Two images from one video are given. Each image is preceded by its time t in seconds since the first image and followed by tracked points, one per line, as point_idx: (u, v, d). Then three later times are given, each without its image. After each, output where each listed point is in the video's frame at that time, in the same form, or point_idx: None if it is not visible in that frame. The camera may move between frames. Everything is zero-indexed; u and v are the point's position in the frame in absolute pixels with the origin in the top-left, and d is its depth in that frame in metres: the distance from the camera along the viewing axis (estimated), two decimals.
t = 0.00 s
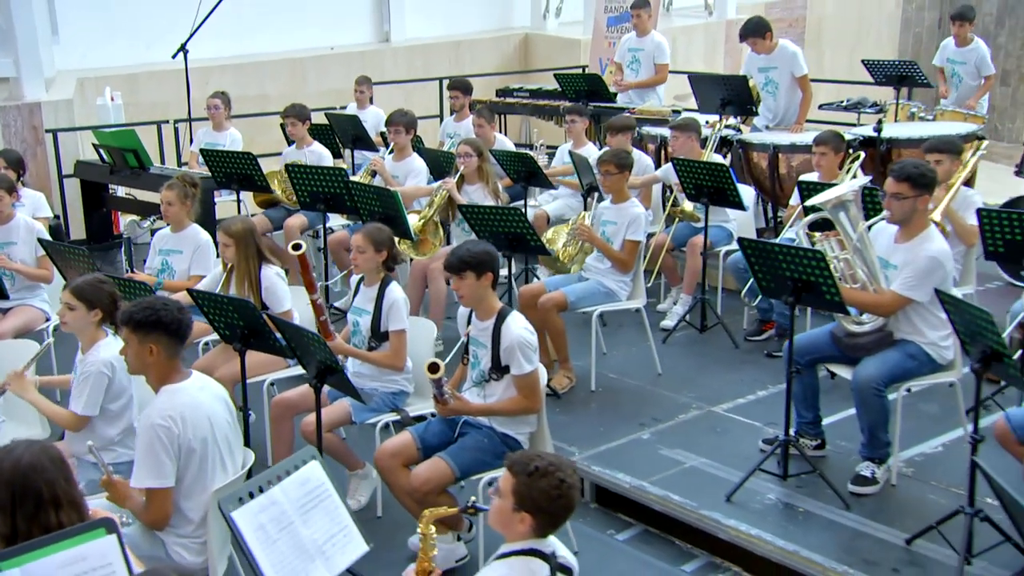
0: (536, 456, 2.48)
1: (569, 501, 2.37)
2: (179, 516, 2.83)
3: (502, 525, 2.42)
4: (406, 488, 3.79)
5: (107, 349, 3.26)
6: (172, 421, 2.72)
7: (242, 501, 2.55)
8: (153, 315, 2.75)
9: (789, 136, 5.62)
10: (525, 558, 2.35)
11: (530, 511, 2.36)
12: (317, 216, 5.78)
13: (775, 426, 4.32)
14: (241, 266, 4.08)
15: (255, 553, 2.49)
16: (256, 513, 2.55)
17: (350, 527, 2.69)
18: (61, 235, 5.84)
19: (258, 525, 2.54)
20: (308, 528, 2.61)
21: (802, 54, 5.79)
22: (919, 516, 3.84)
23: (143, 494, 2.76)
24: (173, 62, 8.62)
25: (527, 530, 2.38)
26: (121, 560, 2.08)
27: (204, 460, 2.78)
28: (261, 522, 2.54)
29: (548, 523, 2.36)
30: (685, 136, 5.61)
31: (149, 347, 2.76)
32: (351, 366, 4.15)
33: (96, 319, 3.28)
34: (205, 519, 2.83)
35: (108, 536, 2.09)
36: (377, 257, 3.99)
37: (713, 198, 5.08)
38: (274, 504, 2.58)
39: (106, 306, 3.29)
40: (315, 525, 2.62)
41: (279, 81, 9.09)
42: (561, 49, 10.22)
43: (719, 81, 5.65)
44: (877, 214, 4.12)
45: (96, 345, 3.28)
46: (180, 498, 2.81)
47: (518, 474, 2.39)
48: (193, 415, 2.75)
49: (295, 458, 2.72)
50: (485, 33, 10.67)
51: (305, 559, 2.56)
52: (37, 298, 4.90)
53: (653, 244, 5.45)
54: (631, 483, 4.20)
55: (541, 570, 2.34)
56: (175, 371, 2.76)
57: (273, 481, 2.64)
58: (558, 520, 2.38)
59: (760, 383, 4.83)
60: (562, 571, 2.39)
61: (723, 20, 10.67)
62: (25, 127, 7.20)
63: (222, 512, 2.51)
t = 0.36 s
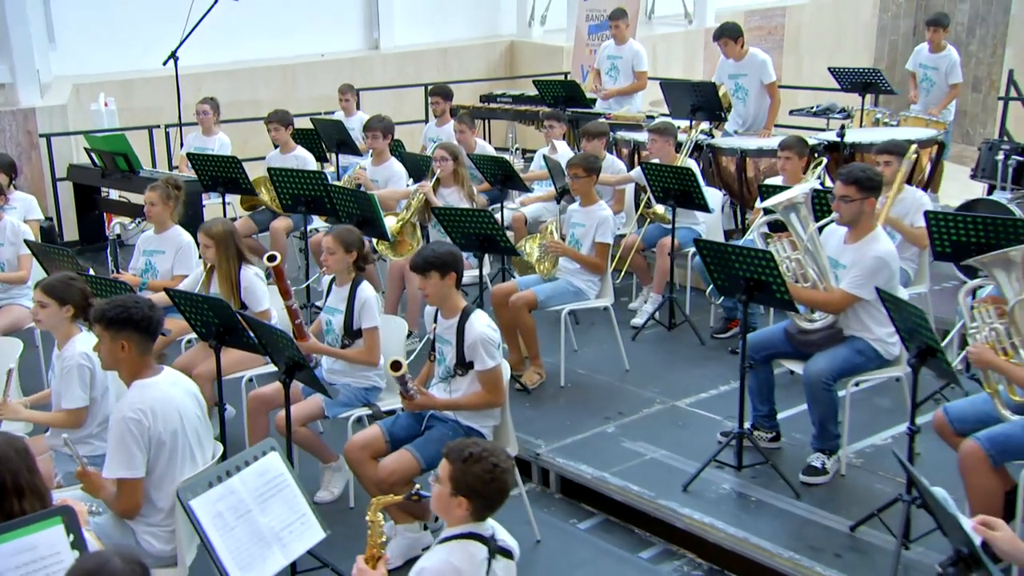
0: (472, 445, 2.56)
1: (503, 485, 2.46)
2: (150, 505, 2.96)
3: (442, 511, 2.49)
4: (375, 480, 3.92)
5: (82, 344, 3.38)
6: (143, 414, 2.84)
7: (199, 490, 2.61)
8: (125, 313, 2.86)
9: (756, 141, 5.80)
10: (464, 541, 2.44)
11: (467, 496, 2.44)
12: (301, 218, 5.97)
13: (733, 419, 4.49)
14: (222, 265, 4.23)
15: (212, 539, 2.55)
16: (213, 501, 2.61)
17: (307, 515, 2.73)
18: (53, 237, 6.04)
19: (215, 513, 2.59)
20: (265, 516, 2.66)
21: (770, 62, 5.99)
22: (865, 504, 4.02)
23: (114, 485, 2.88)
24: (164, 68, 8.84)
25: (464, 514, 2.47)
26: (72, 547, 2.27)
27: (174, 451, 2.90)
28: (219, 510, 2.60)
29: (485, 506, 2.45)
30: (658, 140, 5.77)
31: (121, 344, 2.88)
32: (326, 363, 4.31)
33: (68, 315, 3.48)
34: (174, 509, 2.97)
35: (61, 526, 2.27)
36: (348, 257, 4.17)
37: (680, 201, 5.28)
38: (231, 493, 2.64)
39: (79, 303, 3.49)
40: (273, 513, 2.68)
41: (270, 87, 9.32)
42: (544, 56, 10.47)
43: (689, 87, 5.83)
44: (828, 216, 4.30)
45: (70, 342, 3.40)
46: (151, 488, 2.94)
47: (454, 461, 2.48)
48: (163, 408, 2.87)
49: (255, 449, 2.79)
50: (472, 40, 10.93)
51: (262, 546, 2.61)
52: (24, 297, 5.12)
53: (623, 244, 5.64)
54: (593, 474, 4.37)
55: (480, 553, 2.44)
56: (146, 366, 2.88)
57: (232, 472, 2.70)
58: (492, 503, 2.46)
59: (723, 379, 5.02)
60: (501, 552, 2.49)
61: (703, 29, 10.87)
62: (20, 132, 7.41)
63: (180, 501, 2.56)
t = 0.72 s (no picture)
0: (418, 435, 2.66)
1: (447, 471, 2.58)
2: (124, 496, 3.13)
3: (390, 498, 2.59)
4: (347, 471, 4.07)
5: (58, 342, 3.53)
6: (118, 408, 3.00)
7: (164, 479, 2.70)
8: (102, 310, 3.01)
9: (728, 146, 5.98)
10: (411, 525, 2.53)
11: (412, 481, 2.55)
12: (287, 220, 6.16)
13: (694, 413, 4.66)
14: (205, 264, 4.40)
15: (176, 528, 2.64)
16: (178, 491, 2.70)
17: (271, 503, 2.85)
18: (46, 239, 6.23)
19: (180, 502, 2.69)
20: (229, 505, 2.77)
21: (744, 69, 6.11)
22: (817, 494, 4.20)
23: (91, 475, 3.04)
24: (157, 75, 9.05)
25: (411, 498, 2.58)
26: (30, 535, 2.35)
27: (148, 443, 3.07)
28: (183, 500, 2.70)
29: (430, 491, 2.56)
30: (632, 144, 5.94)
31: (98, 339, 3.03)
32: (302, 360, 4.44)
33: (39, 313, 3.66)
34: (146, 500, 3.14)
35: (20, 516, 2.35)
36: (321, 259, 4.28)
37: (650, 203, 5.46)
38: (196, 483, 2.74)
39: (50, 303, 3.66)
40: (237, 502, 2.78)
41: (263, 94, 9.54)
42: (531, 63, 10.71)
43: (662, 93, 6.03)
44: (785, 219, 4.49)
45: (47, 339, 3.56)
46: (125, 479, 3.11)
47: (400, 449, 2.59)
48: (138, 402, 3.04)
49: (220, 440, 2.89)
50: (461, 47, 11.20)
51: (225, 534, 2.72)
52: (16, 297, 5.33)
53: (597, 246, 5.82)
54: (560, 466, 4.53)
55: (426, 536, 2.52)
56: (121, 361, 3.04)
57: (196, 463, 2.79)
58: (436, 488, 2.57)
59: (689, 375, 5.20)
60: (448, 537, 2.58)
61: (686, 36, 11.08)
62: (16, 136, 7.62)
63: (145, 492, 2.64)
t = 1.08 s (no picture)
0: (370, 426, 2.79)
1: (398, 456, 2.69)
2: (103, 487, 3.33)
3: (348, 486, 2.71)
4: (324, 464, 4.23)
5: (39, 338, 3.73)
6: (97, 402, 3.19)
7: (136, 469, 2.83)
8: (81, 308, 3.19)
9: (703, 149, 6.15)
10: (368, 510, 2.65)
11: (367, 467, 2.67)
12: (276, 222, 6.35)
13: (662, 407, 4.84)
14: (191, 264, 4.59)
15: (147, 516, 2.77)
16: (150, 481, 2.83)
17: (241, 494, 2.97)
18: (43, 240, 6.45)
19: (151, 491, 2.82)
20: (199, 495, 2.90)
21: (718, 75, 6.32)
22: (776, 484, 4.38)
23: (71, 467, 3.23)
24: (152, 81, 9.26)
25: (367, 484, 2.70)
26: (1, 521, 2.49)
27: (127, 435, 3.25)
28: (154, 489, 2.83)
29: (384, 476, 2.69)
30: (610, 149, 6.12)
31: (78, 336, 3.21)
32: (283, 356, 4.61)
33: (20, 311, 3.82)
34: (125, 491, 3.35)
35: None
36: (300, 259, 4.45)
37: (625, 206, 5.63)
38: (167, 473, 2.88)
39: (29, 301, 3.82)
40: (207, 492, 2.91)
41: (258, 99, 9.76)
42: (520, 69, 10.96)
43: (639, 100, 6.18)
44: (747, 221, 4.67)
45: (29, 336, 3.76)
46: (105, 470, 3.30)
47: (353, 437, 2.71)
48: (116, 397, 3.23)
49: (192, 433, 3.01)
50: (452, 53, 11.51)
51: (195, 522, 2.85)
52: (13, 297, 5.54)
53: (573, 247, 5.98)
54: (531, 458, 4.71)
55: (380, 519, 2.65)
56: (101, 356, 3.22)
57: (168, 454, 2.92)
58: (391, 474, 2.69)
59: (661, 371, 5.38)
60: (404, 521, 2.69)
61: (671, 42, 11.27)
62: (15, 140, 7.84)
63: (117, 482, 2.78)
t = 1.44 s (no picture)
0: (332, 416, 2.94)
1: (358, 446, 2.86)
2: (87, 478, 3.55)
3: (311, 475, 2.88)
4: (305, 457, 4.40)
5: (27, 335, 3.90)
6: (80, 397, 3.39)
7: (113, 461, 3.00)
8: (65, 306, 3.37)
9: (681, 154, 6.34)
10: (331, 498, 2.82)
11: (328, 456, 2.83)
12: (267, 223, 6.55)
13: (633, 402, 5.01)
14: (179, 265, 4.79)
15: (124, 506, 2.95)
16: (126, 472, 3.01)
17: (215, 484, 3.17)
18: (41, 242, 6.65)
19: (127, 481, 3.00)
20: (175, 485, 3.09)
21: (690, 81, 6.64)
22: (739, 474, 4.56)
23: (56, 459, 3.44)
24: (149, 87, 9.47)
25: (329, 473, 2.86)
26: None
27: (109, 429, 3.46)
28: (130, 479, 3.01)
29: (345, 465, 2.84)
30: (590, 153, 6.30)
31: (62, 334, 3.40)
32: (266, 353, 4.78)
33: (9, 309, 4.00)
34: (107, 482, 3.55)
35: None
36: (282, 260, 4.65)
37: (602, 208, 5.81)
38: (144, 464, 3.06)
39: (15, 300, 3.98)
40: (182, 482, 3.11)
41: (254, 104, 10.00)
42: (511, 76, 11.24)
43: (619, 105, 6.36)
44: (713, 222, 4.86)
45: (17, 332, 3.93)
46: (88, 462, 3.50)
47: (315, 428, 2.88)
48: (99, 392, 3.43)
49: (169, 426, 3.20)
50: (445, 60, 11.82)
51: (170, 511, 3.04)
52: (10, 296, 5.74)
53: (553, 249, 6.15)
54: (506, 452, 4.88)
55: (343, 506, 2.81)
56: (84, 354, 3.42)
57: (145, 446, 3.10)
58: (352, 462, 2.86)
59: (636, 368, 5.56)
60: (366, 508, 2.87)
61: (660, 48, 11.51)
62: (16, 145, 8.06)
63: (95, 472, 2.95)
